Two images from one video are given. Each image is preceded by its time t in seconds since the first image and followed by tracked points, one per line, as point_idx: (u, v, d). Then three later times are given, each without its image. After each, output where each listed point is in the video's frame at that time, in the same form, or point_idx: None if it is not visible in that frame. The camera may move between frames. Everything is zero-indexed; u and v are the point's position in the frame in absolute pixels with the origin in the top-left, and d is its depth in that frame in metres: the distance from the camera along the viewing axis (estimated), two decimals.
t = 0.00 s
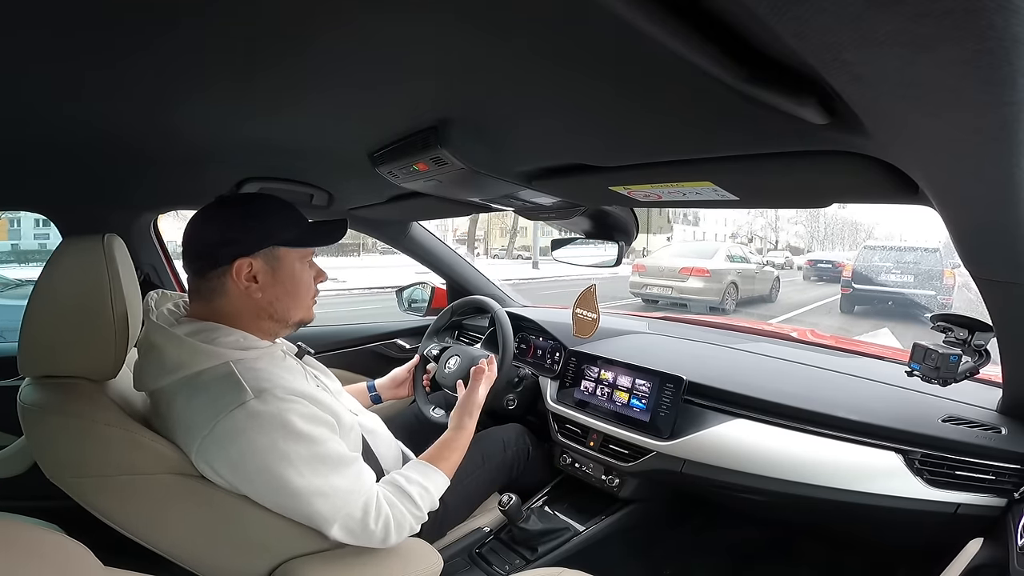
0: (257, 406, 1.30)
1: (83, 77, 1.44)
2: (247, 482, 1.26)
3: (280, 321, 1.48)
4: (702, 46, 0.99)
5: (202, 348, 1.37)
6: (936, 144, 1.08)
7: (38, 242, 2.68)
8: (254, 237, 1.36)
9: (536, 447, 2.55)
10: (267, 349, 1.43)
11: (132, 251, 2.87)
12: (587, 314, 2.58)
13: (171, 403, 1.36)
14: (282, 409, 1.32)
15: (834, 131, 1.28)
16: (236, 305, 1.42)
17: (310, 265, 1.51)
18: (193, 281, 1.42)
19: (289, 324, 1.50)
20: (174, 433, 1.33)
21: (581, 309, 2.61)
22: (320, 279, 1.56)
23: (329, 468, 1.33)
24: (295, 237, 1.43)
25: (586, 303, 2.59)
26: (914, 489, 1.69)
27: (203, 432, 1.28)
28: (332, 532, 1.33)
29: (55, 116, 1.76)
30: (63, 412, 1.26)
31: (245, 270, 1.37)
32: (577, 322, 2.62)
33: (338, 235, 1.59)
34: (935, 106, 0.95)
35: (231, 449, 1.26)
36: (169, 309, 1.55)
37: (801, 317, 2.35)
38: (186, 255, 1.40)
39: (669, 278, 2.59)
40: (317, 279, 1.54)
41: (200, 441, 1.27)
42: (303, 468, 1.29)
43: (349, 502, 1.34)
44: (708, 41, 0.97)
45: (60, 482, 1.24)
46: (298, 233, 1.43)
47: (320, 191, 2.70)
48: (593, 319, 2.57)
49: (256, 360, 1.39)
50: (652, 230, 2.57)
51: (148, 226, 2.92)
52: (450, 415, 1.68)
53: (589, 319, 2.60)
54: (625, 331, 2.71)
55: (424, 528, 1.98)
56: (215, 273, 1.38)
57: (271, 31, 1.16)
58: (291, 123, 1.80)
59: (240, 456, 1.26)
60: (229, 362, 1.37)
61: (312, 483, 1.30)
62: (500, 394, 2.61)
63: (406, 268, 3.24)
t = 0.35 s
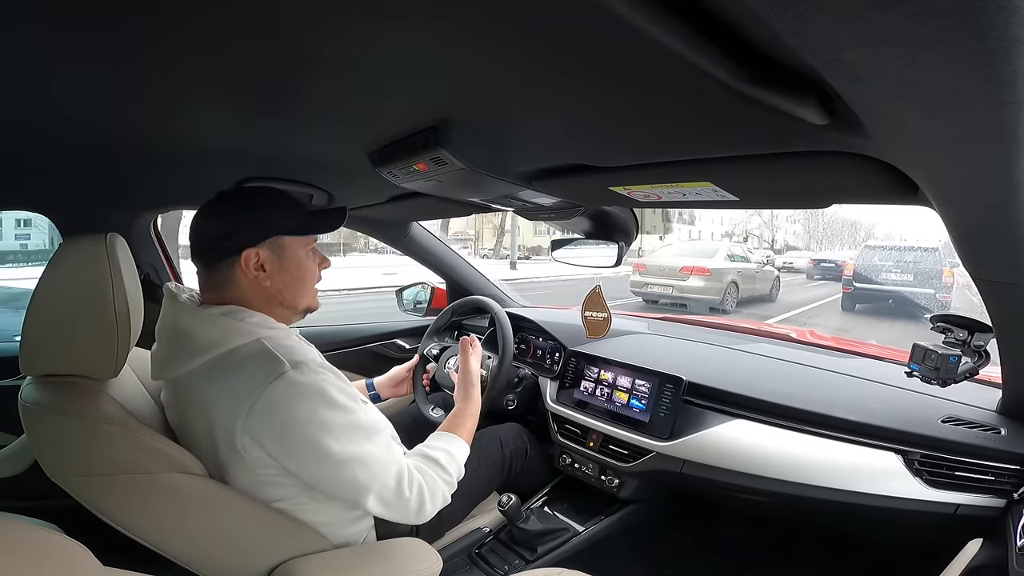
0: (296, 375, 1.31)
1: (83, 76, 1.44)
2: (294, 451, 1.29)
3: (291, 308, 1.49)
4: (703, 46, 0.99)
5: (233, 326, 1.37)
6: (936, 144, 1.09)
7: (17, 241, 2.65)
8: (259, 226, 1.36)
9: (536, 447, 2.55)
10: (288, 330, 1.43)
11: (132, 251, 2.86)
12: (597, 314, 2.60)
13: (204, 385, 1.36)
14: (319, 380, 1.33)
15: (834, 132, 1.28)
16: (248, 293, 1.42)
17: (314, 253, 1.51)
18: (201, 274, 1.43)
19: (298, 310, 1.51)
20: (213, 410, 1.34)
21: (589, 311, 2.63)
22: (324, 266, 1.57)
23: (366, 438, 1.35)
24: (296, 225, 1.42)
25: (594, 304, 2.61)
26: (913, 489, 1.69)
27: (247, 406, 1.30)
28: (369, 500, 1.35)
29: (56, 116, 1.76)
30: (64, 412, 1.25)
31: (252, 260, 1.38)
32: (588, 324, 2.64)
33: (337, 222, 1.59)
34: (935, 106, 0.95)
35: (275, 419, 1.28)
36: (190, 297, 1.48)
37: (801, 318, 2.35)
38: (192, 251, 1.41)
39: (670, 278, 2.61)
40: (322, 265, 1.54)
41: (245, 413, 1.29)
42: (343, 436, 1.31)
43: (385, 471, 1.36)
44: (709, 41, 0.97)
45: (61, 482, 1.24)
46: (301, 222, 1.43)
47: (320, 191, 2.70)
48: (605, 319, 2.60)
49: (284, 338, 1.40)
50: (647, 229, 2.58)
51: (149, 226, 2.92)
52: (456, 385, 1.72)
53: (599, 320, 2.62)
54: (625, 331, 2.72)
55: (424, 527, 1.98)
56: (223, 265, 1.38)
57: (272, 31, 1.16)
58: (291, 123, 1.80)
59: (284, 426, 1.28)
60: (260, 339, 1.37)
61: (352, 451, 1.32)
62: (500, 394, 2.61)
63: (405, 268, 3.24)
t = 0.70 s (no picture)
0: (277, 393, 1.31)
1: (83, 76, 1.44)
2: (277, 466, 1.30)
3: (283, 317, 1.48)
4: (702, 46, 0.99)
5: (214, 340, 1.37)
6: (937, 145, 1.08)
7: None
8: (257, 233, 1.36)
9: (536, 446, 2.55)
10: (274, 341, 1.43)
11: (132, 251, 2.86)
12: (587, 314, 2.58)
13: (187, 395, 1.36)
14: (300, 396, 1.33)
15: (834, 132, 1.28)
16: (239, 300, 1.42)
17: (311, 262, 1.51)
18: (196, 276, 1.42)
19: (290, 320, 1.51)
20: (194, 423, 1.34)
21: (581, 309, 2.62)
22: (320, 276, 1.57)
23: (352, 450, 1.36)
24: (296, 234, 1.43)
25: (586, 304, 2.59)
26: (913, 489, 1.69)
27: (229, 421, 1.30)
28: (360, 508, 1.37)
29: (56, 116, 1.76)
30: (66, 411, 1.26)
31: (248, 267, 1.38)
32: (577, 322, 2.62)
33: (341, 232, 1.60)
34: (935, 106, 0.95)
35: (257, 436, 1.28)
36: (176, 303, 1.52)
37: (801, 317, 2.35)
38: (188, 252, 1.41)
39: (670, 278, 2.63)
40: (318, 275, 1.54)
41: (226, 430, 1.29)
42: (327, 451, 1.32)
43: (375, 480, 1.38)
44: (708, 41, 0.97)
45: (61, 482, 1.24)
46: (301, 230, 1.43)
47: (320, 191, 2.70)
48: (594, 319, 2.56)
49: (267, 351, 1.39)
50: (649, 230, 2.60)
51: (149, 226, 2.91)
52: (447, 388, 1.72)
53: (589, 319, 2.60)
54: (625, 331, 2.72)
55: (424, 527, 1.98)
56: (218, 268, 1.38)
57: (272, 31, 1.16)
58: (291, 123, 1.80)
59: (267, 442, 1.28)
60: (242, 353, 1.36)
61: (337, 464, 1.32)
62: (500, 394, 2.61)
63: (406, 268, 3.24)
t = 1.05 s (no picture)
0: (258, 397, 1.31)
1: (84, 76, 1.44)
2: (262, 475, 1.27)
3: (282, 322, 1.48)
4: (702, 46, 0.99)
5: (202, 346, 1.36)
6: (937, 144, 1.08)
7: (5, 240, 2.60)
8: (263, 237, 1.37)
9: (536, 446, 2.55)
10: (266, 348, 1.43)
11: (132, 251, 2.85)
12: (597, 313, 2.60)
13: (173, 400, 1.36)
14: (283, 399, 1.33)
15: (834, 131, 1.28)
16: (240, 304, 1.41)
17: (313, 267, 1.52)
18: (196, 279, 1.41)
19: (289, 325, 1.51)
20: (181, 430, 1.34)
21: (589, 310, 2.62)
22: (320, 282, 1.57)
23: (343, 448, 1.35)
24: (302, 238, 1.44)
25: (593, 303, 2.59)
26: (914, 489, 1.69)
27: (210, 427, 1.29)
28: (359, 508, 1.35)
29: (56, 116, 1.76)
30: (65, 412, 1.26)
31: (254, 269, 1.38)
32: (587, 322, 2.63)
33: (341, 236, 1.61)
34: (935, 106, 0.95)
35: (240, 442, 1.27)
36: (169, 307, 1.53)
37: (801, 317, 2.35)
38: (188, 255, 1.40)
39: (670, 278, 2.61)
40: (318, 282, 1.55)
41: (209, 437, 1.28)
42: (314, 451, 1.31)
43: (372, 478, 1.36)
44: (708, 41, 0.97)
45: (61, 482, 1.25)
46: (305, 235, 1.45)
47: (320, 191, 2.70)
48: (604, 318, 2.59)
49: (256, 357, 1.39)
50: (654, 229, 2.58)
51: (149, 226, 2.91)
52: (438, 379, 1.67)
53: (598, 319, 2.62)
54: (625, 331, 2.72)
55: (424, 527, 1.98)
56: (221, 271, 1.37)
57: (273, 31, 1.16)
58: (291, 123, 1.80)
59: (249, 450, 1.27)
60: (228, 360, 1.36)
61: (326, 463, 1.32)
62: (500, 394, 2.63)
63: (406, 268, 3.24)
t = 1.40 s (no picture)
0: (261, 397, 1.31)
1: (84, 77, 1.44)
2: (266, 474, 1.28)
3: (284, 320, 1.48)
4: (703, 46, 0.99)
5: (205, 347, 1.36)
6: (937, 144, 1.08)
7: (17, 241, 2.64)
8: (265, 235, 1.37)
9: (536, 446, 2.55)
10: (267, 349, 1.42)
11: (132, 252, 2.85)
12: (591, 314, 2.57)
13: (175, 400, 1.36)
14: (285, 399, 1.32)
15: (834, 131, 1.28)
16: (241, 302, 1.41)
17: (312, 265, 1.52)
18: (196, 278, 1.41)
19: (290, 324, 1.50)
20: (185, 430, 1.34)
21: (584, 309, 2.61)
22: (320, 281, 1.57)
23: (345, 446, 1.33)
24: (303, 235, 1.45)
25: (589, 303, 2.58)
26: (915, 489, 1.69)
27: (213, 427, 1.30)
28: (363, 506, 1.34)
29: (55, 116, 1.76)
30: (65, 413, 1.25)
31: (255, 266, 1.38)
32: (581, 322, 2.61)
33: (340, 236, 1.61)
34: (935, 105, 0.95)
35: (243, 442, 1.27)
36: (170, 308, 1.54)
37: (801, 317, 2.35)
38: (189, 254, 1.40)
39: (671, 278, 2.62)
40: (319, 281, 1.55)
41: (213, 437, 1.29)
42: (317, 450, 1.30)
43: (374, 476, 1.35)
44: (708, 41, 0.97)
45: (62, 482, 1.25)
46: (306, 233, 1.45)
47: (320, 191, 2.70)
48: (598, 319, 2.56)
49: (257, 357, 1.39)
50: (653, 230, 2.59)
51: (149, 226, 2.90)
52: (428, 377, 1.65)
53: (592, 319, 2.59)
54: (626, 330, 2.72)
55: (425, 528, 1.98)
56: (223, 268, 1.37)
57: (272, 32, 1.16)
58: (291, 123, 1.80)
59: (252, 449, 1.27)
60: (231, 360, 1.36)
61: (329, 461, 1.31)
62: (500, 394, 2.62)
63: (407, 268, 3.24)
